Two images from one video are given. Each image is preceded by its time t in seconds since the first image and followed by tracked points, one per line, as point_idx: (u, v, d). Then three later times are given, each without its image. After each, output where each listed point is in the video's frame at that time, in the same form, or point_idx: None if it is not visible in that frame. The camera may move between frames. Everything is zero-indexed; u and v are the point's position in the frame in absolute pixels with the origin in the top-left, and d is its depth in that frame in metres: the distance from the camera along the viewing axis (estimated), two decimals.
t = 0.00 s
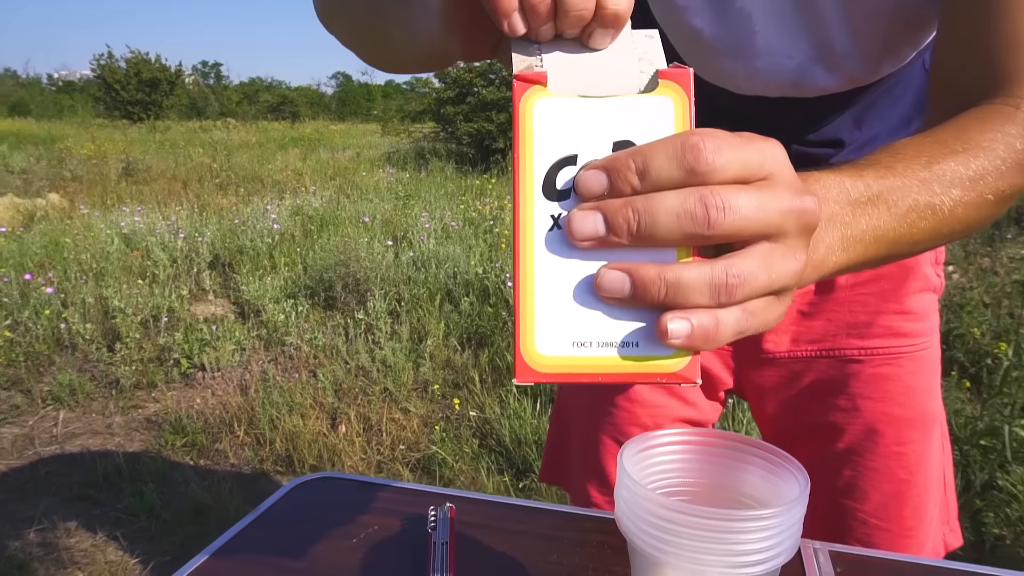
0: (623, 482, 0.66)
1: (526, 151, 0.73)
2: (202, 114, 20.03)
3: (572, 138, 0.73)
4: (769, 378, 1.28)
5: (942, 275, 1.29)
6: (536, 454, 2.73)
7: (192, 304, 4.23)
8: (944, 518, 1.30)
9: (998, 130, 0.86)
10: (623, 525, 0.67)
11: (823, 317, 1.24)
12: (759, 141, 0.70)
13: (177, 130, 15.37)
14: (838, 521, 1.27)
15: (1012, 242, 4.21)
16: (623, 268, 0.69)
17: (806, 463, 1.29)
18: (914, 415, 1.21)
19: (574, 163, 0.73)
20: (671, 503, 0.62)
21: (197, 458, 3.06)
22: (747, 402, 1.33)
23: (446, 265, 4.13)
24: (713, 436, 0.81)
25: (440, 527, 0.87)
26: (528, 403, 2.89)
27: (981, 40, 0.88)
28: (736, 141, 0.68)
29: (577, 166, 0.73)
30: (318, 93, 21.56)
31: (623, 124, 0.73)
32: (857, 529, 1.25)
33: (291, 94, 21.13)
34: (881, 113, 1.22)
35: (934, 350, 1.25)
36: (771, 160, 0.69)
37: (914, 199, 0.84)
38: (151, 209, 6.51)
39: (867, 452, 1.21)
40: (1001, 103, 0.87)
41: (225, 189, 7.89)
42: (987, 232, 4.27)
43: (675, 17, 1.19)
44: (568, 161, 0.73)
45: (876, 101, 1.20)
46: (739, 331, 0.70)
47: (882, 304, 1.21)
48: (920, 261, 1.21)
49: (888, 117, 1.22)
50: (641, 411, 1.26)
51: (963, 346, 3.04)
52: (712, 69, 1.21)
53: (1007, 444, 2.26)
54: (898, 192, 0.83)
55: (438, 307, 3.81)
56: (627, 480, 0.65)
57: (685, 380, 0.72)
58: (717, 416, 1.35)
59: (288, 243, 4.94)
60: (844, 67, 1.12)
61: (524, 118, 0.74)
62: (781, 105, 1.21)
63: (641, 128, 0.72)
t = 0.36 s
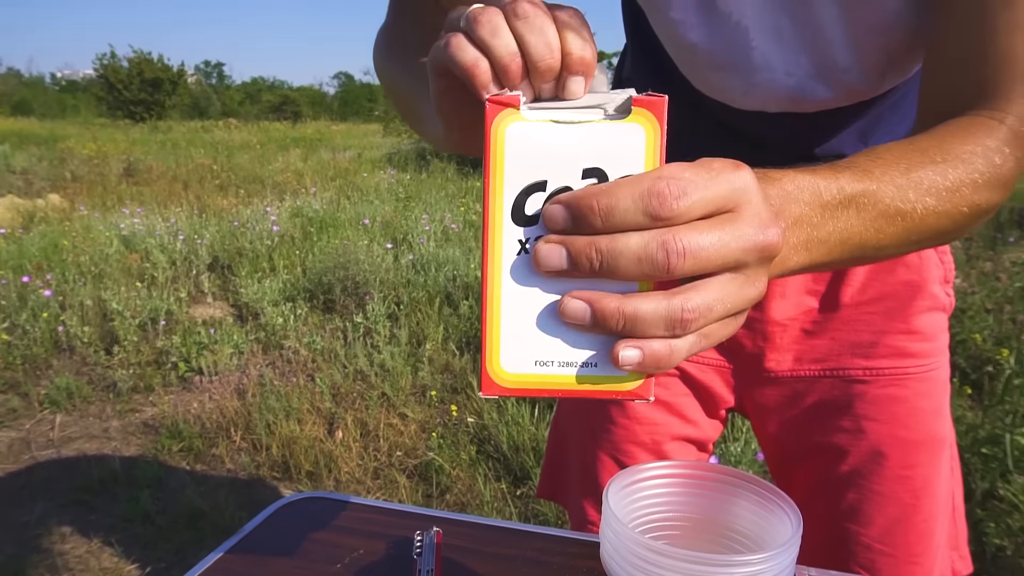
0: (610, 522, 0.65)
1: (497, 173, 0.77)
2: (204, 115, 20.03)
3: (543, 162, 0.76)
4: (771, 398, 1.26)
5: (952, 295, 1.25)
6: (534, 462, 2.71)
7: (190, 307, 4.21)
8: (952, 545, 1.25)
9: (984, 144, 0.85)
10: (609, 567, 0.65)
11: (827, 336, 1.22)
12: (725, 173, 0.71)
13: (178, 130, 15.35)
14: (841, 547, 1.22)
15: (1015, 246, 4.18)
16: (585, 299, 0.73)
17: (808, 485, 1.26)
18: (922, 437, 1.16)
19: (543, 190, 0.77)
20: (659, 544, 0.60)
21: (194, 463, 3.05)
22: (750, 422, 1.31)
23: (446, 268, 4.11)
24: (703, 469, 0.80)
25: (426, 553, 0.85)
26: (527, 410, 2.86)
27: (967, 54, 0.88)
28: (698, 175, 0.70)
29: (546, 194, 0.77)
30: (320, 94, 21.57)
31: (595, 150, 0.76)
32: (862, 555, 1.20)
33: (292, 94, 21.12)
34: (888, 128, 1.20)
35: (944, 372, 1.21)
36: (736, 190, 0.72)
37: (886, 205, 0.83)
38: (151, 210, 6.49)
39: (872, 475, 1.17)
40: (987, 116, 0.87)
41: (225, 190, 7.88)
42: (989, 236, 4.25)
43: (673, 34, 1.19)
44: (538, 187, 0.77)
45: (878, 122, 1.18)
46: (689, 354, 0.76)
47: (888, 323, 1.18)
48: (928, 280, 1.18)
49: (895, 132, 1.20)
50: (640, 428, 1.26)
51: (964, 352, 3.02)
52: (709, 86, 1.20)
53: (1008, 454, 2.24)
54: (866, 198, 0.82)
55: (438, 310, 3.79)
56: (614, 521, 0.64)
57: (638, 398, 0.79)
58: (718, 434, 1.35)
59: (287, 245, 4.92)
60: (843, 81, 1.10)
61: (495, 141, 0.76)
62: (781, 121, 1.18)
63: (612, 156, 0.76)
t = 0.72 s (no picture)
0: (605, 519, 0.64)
1: (466, 203, 0.82)
2: (206, 114, 20.06)
3: (506, 192, 0.81)
4: (780, 403, 1.18)
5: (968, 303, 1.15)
6: (534, 461, 2.71)
7: (192, 306, 4.22)
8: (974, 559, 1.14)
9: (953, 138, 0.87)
10: (603, 564, 0.65)
11: (837, 342, 1.13)
12: (670, 190, 0.74)
13: (181, 129, 15.37)
14: (849, 556, 1.14)
15: (1017, 248, 4.18)
16: (543, 302, 0.81)
17: (817, 492, 1.17)
18: (934, 446, 1.07)
19: (507, 215, 0.81)
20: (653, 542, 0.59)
21: (195, 462, 3.05)
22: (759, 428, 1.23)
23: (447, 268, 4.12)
24: (697, 467, 0.80)
25: (424, 551, 0.86)
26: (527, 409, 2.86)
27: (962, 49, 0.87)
28: (647, 195, 0.73)
29: (511, 218, 0.82)
30: (322, 93, 21.59)
31: (553, 179, 0.80)
32: (871, 565, 1.11)
33: (294, 93, 21.14)
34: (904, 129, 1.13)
35: (960, 379, 1.11)
36: (679, 203, 0.75)
37: (839, 196, 0.85)
38: (153, 210, 6.51)
39: (883, 483, 1.08)
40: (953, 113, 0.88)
41: (227, 189, 7.89)
42: (990, 236, 4.24)
43: (676, 39, 1.17)
44: (502, 213, 0.81)
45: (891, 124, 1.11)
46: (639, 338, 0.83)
47: (900, 329, 1.09)
48: (941, 282, 1.09)
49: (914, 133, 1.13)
50: (645, 430, 1.22)
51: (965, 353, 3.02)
52: (715, 92, 1.17)
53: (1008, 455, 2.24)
54: (818, 186, 0.84)
55: (438, 310, 3.79)
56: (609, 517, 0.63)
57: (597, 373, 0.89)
58: (726, 441, 1.29)
59: (289, 244, 4.93)
60: (849, 87, 1.05)
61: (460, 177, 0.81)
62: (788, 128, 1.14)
63: (567, 182, 0.80)
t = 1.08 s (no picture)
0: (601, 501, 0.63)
1: (507, 214, 0.80)
2: (208, 110, 20.05)
3: (542, 203, 0.79)
4: (787, 395, 1.17)
5: (977, 296, 1.15)
6: (535, 455, 2.71)
7: (193, 301, 4.23)
8: (979, 552, 1.13)
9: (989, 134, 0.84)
10: (599, 547, 0.64)
11: (844, 333, 1.13)
12: (696, 205, 0.73)
13: (183, 125, 15.37)
14: (855, 548, 1.14)
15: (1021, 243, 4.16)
16: (577, 306, 0.79)
17: (823, 484, 1.17)
18: (943, 439, 1.06)
19: (545, 225, 0.79)
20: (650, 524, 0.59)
21: (197, 455, 3.05)
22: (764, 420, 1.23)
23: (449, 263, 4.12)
24: (695, 452, 0.80)
25: (421, 537, 0.85)
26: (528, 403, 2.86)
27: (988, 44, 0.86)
28: (677, 208, 0.73)
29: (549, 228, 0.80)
30: (324, 89, 21.58)
31: (588, 191, 0.77)
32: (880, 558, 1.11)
33: (296, 89, 21.13)
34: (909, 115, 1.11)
35: (969, 372, 1.10)
36: (708, 218, 0.74)
37: (867, 203, 0.83)
38: (155, 205, 6.51)
39: (890, 475, 1.08)
40: (989, 105, 0.86)
41: (229, 185, 7.90)
42: (994, 232, 4.23)
43: (688, 28, 1.13)
44: (538, 225, 0.80)
45: (914, 104, 1.10)
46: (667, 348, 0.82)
47: (908, 320, 1.08)
48: (949, 273, 1.08)
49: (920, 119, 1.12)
50: (648, 420, 1.20)
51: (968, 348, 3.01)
52: (727, 81, 1.14)
53: (1011, 449, 2.24)
54: (848, 198, 0.82)
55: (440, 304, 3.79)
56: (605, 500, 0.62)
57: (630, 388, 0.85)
58: (732, 434, 1.27)
59: (291, 240, 4.93)
60: (859, 76, 1.04)
61: (502, 187, 0.79)
62: (795, 115, 1.12)
63: (604, 197, 0.77)
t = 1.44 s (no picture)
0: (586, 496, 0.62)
1: (508, 226, 0.78)
2: (210, 110, 20.05)
3: (537, 228, 0.77)
4: (780, 394, 1.17)
5: (969, 295, 1.15)
6: (533, 456, 2.71)
7: (193, 301, 4.23)
8: (970, 550, 1.13)
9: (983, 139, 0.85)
10: (582, 545, 0.63)
11: (837, 331, 1.12)
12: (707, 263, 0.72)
13: (185, 125, 15.38)
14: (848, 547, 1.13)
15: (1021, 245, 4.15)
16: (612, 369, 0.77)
17: (815, 484, 1.16)
18: (934, 437, 1.06)
19: (540, 247, 0.77)
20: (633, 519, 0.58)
21: (195, 454, 3.05)
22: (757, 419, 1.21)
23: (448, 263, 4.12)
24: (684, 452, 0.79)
25: (411, 536, 0.85)
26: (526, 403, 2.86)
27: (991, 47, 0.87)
28: (672, 273, 0.69)
29: (542, 251, 0.77)
30: (326, 90, 21.61)
31: (584, 224, 0.76)
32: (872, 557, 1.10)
33: (298, 90, 21.15)
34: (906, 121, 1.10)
35: (960, 370, 1.10)
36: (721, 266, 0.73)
37: (887, 225, 0.83)
38: (156, 205, 6.51)
39: (882, 473, 1.08)
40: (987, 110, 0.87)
41: (230, 185, 7.90)
42: (995, 234, 4.23)
43: (683, 24, 1.12)
44: (530, 245, 0.78)
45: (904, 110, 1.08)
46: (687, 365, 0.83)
47: (900, 318, 1.08)
48: (941, 272, 1.09)
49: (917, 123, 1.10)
50: (641, 419, 1.19)
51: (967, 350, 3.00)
52: (722, 79, 1.13)
53: (1008, 449, 2.23)
54: (869, 227, 0.82)
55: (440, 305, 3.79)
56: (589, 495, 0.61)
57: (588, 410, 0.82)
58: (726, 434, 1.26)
59: (291, 240, 4.93)
60: (855, 75, 1.04)
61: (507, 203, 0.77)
62: (789, 115, 1.11)
63: (598, 231, 0.76)
